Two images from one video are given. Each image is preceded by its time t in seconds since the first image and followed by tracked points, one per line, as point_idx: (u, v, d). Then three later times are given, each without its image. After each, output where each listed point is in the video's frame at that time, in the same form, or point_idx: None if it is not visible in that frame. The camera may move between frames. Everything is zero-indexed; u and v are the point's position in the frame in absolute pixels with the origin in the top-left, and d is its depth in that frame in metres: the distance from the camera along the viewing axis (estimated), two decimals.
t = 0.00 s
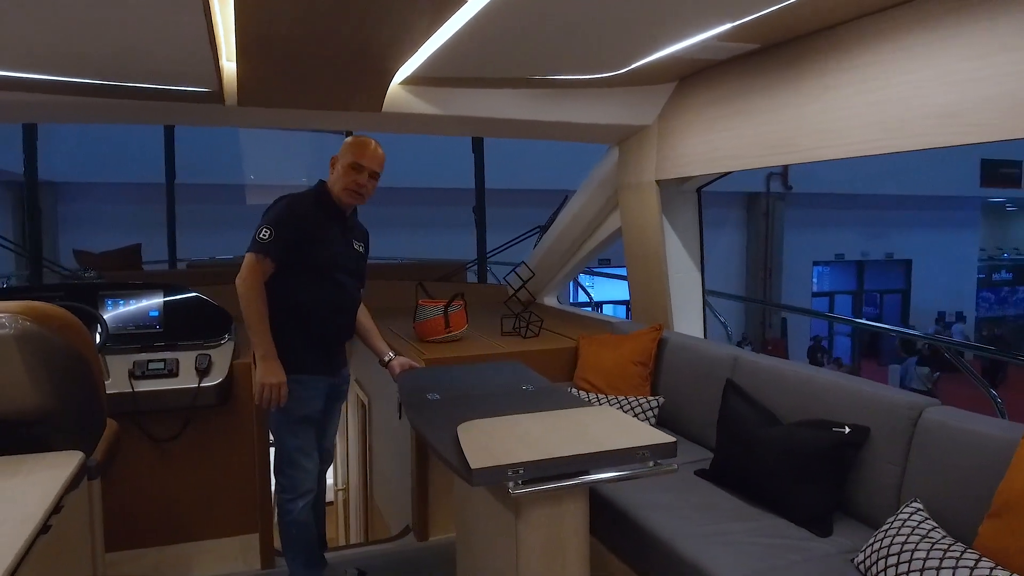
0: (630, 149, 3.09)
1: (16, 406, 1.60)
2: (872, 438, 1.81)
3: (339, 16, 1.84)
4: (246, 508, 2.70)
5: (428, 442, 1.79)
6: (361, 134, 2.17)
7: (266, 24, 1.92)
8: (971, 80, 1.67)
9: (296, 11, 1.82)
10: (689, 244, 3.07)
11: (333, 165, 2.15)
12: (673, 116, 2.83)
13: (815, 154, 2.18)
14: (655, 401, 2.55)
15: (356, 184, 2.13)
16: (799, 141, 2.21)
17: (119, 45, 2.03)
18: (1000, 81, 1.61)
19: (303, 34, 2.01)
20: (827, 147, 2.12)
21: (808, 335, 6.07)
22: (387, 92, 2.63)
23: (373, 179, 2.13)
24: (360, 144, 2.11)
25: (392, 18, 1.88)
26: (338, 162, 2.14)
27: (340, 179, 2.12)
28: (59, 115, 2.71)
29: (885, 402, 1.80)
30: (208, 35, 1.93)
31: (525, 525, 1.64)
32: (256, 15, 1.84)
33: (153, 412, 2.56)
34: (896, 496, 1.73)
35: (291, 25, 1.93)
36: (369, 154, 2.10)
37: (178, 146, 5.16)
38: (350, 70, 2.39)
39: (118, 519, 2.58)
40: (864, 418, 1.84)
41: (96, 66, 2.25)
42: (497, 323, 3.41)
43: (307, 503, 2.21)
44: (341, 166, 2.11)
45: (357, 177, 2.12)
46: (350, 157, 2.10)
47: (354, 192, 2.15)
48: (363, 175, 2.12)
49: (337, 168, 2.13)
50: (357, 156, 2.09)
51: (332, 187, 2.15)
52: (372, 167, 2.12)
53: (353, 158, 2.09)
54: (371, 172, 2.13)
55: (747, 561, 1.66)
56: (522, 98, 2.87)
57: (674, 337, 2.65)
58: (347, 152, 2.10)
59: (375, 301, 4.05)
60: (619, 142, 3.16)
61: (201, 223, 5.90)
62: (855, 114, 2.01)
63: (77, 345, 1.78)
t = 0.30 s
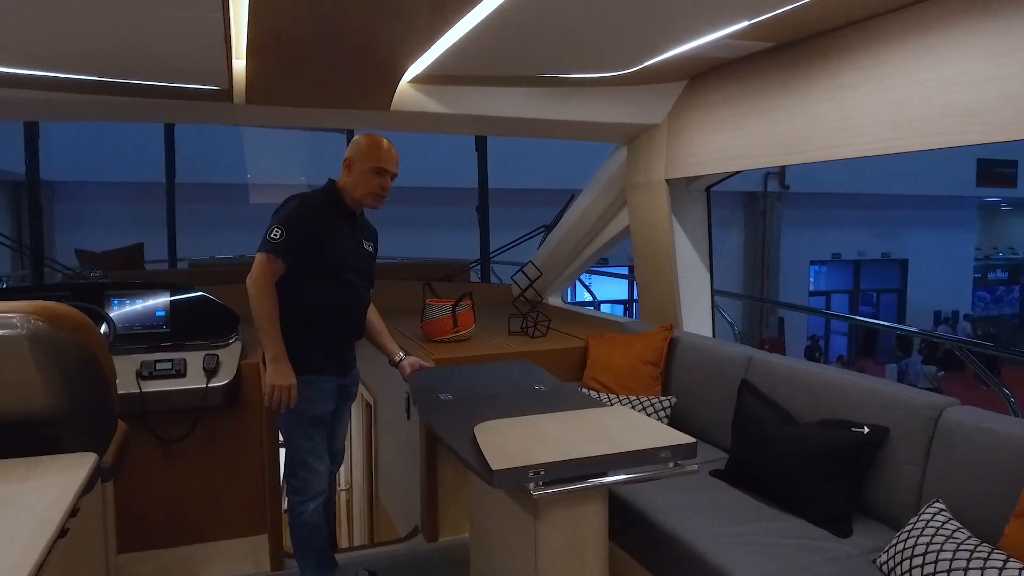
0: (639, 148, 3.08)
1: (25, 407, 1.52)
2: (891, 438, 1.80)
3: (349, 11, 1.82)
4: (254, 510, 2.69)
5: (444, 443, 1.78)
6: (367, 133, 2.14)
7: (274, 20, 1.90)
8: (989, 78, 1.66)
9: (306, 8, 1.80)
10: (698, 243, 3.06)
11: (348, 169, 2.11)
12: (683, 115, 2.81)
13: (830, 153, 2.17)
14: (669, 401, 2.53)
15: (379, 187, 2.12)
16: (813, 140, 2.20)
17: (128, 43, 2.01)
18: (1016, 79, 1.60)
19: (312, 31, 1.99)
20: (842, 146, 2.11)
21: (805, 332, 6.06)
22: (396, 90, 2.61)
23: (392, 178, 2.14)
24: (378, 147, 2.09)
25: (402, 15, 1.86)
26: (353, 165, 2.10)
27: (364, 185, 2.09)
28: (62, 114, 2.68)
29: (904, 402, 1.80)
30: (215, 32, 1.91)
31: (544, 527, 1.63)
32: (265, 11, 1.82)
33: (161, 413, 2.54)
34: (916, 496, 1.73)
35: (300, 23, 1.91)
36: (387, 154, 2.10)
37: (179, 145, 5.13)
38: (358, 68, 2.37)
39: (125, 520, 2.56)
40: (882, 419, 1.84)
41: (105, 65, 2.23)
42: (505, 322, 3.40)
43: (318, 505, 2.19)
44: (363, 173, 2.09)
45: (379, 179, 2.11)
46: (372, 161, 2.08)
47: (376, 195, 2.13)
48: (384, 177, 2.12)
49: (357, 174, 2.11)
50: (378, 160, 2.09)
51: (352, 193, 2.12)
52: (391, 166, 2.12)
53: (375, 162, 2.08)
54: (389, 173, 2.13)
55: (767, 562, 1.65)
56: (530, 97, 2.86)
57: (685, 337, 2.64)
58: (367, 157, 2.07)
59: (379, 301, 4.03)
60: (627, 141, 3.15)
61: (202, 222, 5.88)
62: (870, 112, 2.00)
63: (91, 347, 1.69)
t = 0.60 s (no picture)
0: (638, 148, 3.09)
1: (21, 410, 1.45)
2: (896, 437, 1.82)
3: (356, 10, 1.81)
4: (252, 512, 2.67)
5: (452, 444, 1.77)
6: (366, 133, 2.11)
7: (280, 19, 1.88)
8: (995, 80, 1.68)
9: (314, 7, 1.79)
10: (696, 243, 3.08)
11: (347, 169, 2.08)
12: (684, 115, 2.82)
13: (834, 153, 2.18)
14: (670, 400, 2.53)
15: (378, 187, 2.09)
16: (817, 141, 2.22)
17: (131, 41, 1.99)
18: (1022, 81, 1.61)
19: (316, 29, 1.97)
20: (846, 147, 2.13)
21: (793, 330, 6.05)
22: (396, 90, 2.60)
23: (392, 178, 2.11)
24: (377, 147, 2.06)
25: (410, 14, 1.85)
26: (351, 164, 2.07)
27: (363, 185, 2.07)
28: (58, 112, 2.64)
29: (908, 401, 1.81)
30: (220, 30, 1.89)
31: (555, 527, 1.63)
32: (272, 10, 1.80)
33: (157, 415, 2.51)
34: (921, 495, 1.74)
35: (306, 22, 1.90)
36: (386, 154, 2.07)
37: (168, 145, 5.08)
38: (361, 68, 2.36)
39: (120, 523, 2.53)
40: (886, 418, 1.85)
41: (104, 64, 2.21)
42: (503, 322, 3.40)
43: (319, 507, 2.17)
44: (362, 173, 2.06)
45: (378, 179, 2.08)
46: (371, 161, 2.05)
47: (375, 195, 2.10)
48: (384, 177, 2.09)
49: (355, 173, 2.07)
50: (378, 160, 2.06)
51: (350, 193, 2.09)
52: (391, 167, 2.09)
53: (375, 162, 2.05)
54: (389, 173, 2.10)
55: (776, 562, 1.65)
56: (530, 97, 2.85)
57: (685, 337, 2.65)
58: (367, 157, 2.04)
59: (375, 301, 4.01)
60: (626, 141, 3.16)
61: (192, 222, 5.83)
62: (875, 113, 2.02)
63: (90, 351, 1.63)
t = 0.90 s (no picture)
0: (623, 148, 3.10)
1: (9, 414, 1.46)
2: (883, 434, 1.85)
3: (348, 8, 1.79)
4: (235, 516, 2.63)
5: (446, 446, 1.76)
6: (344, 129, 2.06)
7: (269, 16, 1.86)
8: (980, 82, 1.71)
9: (305, 4, 1.77)
10: (680, 243, 3.12)
11: (326, 167, 2.03)
12: (670, 115, 2.84)
13: (821, 153, 2.20)
14: (657, 400, 2.54)
15: (359, 184, 2.05)
16: (802, 142, 2.25)
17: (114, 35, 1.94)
18: (1010, 84, 1.64)
19: (305, 27, 1.95)
20: (831, 147, 2.16)
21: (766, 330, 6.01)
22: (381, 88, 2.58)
23: (372, 174, 2.07)
24: (357, 143, 2.02)
25: (403, 12, 1.83)
26: (330, 162, 2.02)
27: (343, 182, 2.02)
28: (35, 109, 2.58)
29: (895, 398, 1.84)
30: (207, 27, 1.86)
31: (551, 527, 1.63)
32: (262, 7, 1.78)
33: (138, 419, 2.47)
34: (909, 490, 1.77)
35: (296, 18, 1.86)
36: (366, 150, 2.03)
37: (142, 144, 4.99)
38: (348, 67, 2.33)
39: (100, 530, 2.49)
40: (874, 415, 1.88)
41: (85, 61, 2.16)
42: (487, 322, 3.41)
43: (313, 510, 2.13)
44: (342, 170, 2.01)
45: (359, 176, 2.04)
46: (351, 157, 2.01)
47: (356, 192, 2.06)
48: (365, 174, 2.05)
49: (334, 170, 2.03)
50: (358, 156, 2.01)
51: (330, 191, 2.04)
52: (371, 162, 2.05)
53: (356, 158, 2.01)
54: (370, 169, 2.06)
55: (770, 559, 1.67)
56: (516, 97, 2.85)
57: (671, 336, 2.66)
58: (347, 153, 2.00)
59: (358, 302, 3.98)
60: (610, 141, 3.16)
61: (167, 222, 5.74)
62: (863, 114, 2.04)
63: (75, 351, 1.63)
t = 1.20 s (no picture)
0: (606, 147, 3.12)
1: None
2: (868, 429, 1.87)
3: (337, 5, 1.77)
4: (219, 517, 2.61)
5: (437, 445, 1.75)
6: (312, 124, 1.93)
7: (255, 13, 1.83)
8: (962, 83, 1.74)
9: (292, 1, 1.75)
10: (662, 240, 3.16)
11: (300, 165, 1.91)
12: (653, 115, 2.86)
13: (803, 153, 2.23)
14: (642, 397, 2.56)
15: (337, 180, 1.93)
16: (785, 142, 2.28)
17: (94, 30, 1.89)
18: (988, 87, 1.68)
19: (291, 23, 1.93)
20: (814, 148, 2.19)
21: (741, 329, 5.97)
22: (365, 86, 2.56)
23: (349, 168, 1.96)
24: (330, 137, 1.90)
25: (391, 10, 1.82)
26: (303, 160, 1.91)
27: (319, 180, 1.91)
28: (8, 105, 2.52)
29: (879, 394, 1.87)
30: (191, 23, 1.83)
31: (544, 525, 1.63)
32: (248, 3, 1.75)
33: (119, 420, 2.42)
34: (894, 484, 1.80)
35: (281, 15, 1.85)
36: (340, 144, 1.91)
37: (115, 142, 4.89)
38: (331, 64, 2.31)
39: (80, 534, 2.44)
40: (859, 411, 1.91)
41: (62, 56, 2.12)
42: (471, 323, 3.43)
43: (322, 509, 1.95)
44: (317, 168, 1.90)
45: (335, 172, 1.93)
46: (324, 154, 1.89)
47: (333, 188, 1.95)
48: (342, 168, 1.94)
49: (309, 169, 1.91)
50: (332, 153, 1.90)
51: (307, 190, 1.93)
52: (347, 156, 1.93)
53: (331, 154, 1.89)
54: (346, 163, 1.95)
55: (761, 553, 1.68)
56: (499, 96, 2.84)
57: (655, 335, 2.68)
58: (321, 150, 1.88)
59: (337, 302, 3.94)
60: (593, 140, 3.17)
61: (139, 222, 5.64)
62: (846, 114, 2.07)
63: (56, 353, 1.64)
